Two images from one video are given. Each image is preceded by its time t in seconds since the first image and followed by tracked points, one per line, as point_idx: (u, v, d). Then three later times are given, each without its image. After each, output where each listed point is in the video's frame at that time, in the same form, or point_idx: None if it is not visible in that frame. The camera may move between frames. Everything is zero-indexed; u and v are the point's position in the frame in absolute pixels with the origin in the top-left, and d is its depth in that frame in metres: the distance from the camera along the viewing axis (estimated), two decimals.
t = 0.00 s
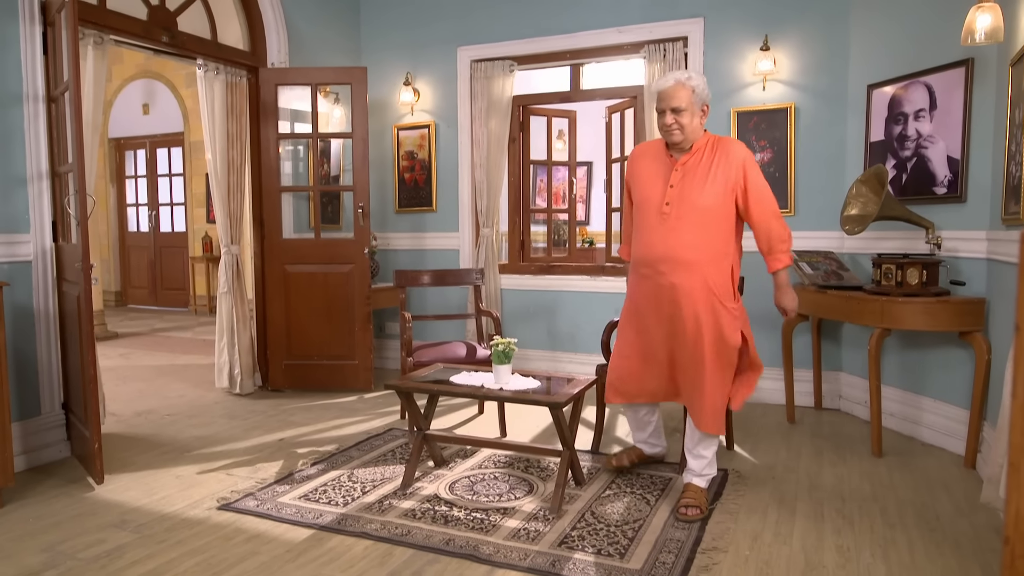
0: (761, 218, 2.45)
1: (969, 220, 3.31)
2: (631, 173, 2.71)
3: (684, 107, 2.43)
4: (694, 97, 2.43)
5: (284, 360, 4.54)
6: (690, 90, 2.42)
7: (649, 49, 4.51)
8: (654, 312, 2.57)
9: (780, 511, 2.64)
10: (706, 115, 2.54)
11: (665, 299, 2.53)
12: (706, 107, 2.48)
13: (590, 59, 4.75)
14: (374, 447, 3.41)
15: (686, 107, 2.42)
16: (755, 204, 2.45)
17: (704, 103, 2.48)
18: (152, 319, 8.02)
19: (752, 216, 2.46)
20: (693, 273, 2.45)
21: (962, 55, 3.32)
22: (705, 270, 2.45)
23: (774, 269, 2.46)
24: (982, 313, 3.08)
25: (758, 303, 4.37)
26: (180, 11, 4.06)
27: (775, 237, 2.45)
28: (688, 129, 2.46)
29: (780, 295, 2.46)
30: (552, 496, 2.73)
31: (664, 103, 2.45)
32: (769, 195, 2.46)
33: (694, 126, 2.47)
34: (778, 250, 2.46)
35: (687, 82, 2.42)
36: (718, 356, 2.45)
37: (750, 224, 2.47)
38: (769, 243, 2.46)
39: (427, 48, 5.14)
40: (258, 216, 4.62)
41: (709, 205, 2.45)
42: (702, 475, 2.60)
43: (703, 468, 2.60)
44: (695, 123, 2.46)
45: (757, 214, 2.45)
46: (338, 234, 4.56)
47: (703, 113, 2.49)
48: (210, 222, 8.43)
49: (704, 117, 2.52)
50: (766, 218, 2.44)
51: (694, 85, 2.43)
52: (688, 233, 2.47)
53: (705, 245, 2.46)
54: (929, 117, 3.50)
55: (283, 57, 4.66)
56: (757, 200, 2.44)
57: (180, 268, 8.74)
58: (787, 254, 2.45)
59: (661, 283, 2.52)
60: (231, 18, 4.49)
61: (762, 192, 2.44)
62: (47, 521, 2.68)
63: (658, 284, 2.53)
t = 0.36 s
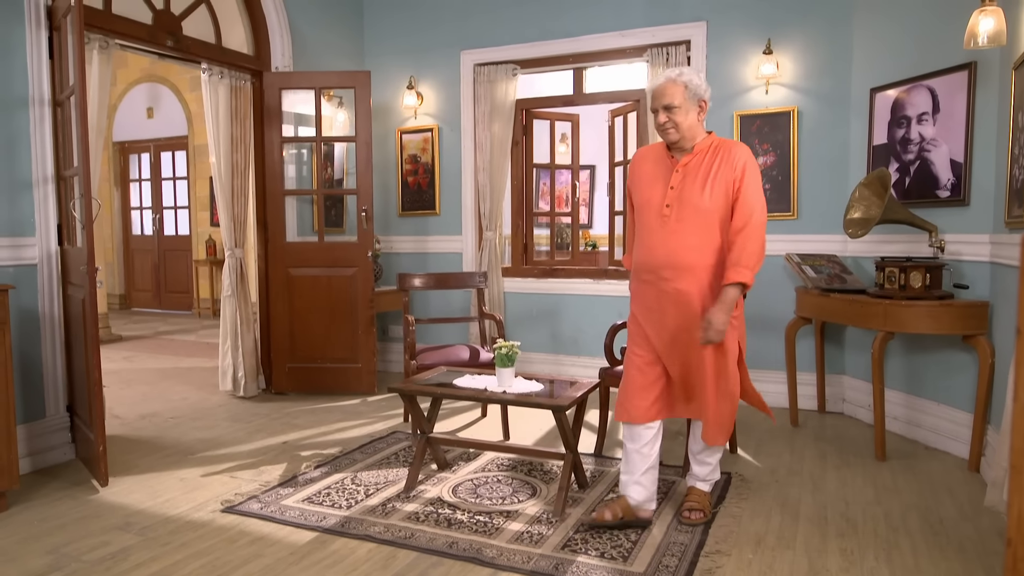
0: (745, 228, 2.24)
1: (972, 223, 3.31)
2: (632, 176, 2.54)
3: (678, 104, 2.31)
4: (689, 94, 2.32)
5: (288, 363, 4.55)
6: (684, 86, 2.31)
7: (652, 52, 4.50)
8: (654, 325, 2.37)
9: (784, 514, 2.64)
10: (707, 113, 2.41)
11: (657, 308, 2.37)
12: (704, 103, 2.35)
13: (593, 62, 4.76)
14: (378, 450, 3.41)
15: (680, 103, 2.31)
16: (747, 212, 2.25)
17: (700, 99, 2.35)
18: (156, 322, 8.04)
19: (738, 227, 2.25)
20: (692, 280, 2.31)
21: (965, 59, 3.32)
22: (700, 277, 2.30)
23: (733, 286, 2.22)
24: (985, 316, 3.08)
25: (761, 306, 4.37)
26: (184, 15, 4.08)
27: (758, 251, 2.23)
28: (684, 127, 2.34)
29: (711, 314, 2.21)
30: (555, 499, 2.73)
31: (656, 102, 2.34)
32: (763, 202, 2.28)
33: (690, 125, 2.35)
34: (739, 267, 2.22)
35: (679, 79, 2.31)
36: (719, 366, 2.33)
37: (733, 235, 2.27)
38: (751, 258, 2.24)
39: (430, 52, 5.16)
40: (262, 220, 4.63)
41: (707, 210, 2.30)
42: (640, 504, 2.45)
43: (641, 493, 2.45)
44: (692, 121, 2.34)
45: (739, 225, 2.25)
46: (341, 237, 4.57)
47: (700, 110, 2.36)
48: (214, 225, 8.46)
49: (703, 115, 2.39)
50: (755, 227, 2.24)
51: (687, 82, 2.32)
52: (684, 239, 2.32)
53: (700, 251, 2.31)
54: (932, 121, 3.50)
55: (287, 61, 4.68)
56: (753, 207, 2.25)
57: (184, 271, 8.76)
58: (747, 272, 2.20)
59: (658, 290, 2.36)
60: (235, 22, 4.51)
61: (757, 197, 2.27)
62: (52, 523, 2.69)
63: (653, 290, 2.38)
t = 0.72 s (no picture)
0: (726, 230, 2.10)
1: (983, 227, 3.30)
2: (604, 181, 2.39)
3: (637, 102, 2.14)
4: (648, 91, 2.13)
5: (299, 366, 4.58)
6: (643, 83, 2.13)
7: (660, 58, 4.53)
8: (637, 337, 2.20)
9: (794, 519, 2.63)
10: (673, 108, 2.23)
11: (640, 317, 2.19)
12: (666, 99, 2.17)
13: (602, 67, 4.77)
14: (388, 453, 3.43)
15: (639, 100, 2.14)
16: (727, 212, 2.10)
17: (662, 95, 2.16)
18: (168, 326, 8.10)
19: (718, 228, 2.11)
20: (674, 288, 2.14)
21: (975, 63, 3.31)
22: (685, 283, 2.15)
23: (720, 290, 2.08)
24: (997, 321, 3.06)
25: (771, 310, 4.37)
26: (198, 22, 4.13)
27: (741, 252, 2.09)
28: (645, 126, 2.17)
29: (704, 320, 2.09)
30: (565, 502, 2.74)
31: (614, 99, 2.17)
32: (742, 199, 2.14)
33: (651, 123, 2.17)
34: (723, 270, 2.08)
35: (637, 75, 2.12)
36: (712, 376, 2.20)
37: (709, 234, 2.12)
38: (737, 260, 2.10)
39: (440, 58, 5.19)
40: (273, 224, 4.67)
41: (683, 211, 2.14)
42: (640, 527, 2.33)
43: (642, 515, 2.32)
44: (652, 120, 2.17)
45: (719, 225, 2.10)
46: (351, 241, 4.60)
47: (662, 106, 2.18)
48: (225, 230, 8.51)
49: (668, 110, 2.21)
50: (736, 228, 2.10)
51: (647, 77, 2.13)
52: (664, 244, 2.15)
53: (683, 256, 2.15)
54: (942, 125, 3.49)
55: (298, 67, 4.72)
56: (729, 203, 2.10)
57: (196, 275, 8.82)
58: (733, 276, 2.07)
59: (640, 299, 2.18)
60: (247, 28, 4.56)
61: (735, 194, 2.12)
62: (67, 524, 2.72)
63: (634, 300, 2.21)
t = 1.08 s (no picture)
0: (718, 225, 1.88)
1: (1010, 231, 3.26)
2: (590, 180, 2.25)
3: (616, 98, 1.99)
4: (626, 86, 1.98)
5: (323, 368, 4.64)
6: (620, 78, 1.98)
7: (683, 61, 4.52)
8: (613, 342, 2.02)
9: (817, 522, 2.63)
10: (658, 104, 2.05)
11: (616, 322, 2.00)
12: (648, 93, 2.00)
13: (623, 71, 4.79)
14: (411, 454, 3.48)
15: (617, 97, 1.99)
16: (717, 206, 1.89)
17: (644, 90, 2.00)
18: (194, 327, 8.24)
19: (709, 224, 1.90)
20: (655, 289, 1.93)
21: (1001, 65, 3.27)
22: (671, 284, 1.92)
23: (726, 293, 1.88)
24: None
25: (794, 313, 4.35)
26: (226, 29, 4.22)
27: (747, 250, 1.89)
28: (625, 123, 2.01)
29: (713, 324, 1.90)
30: (586, 504, 2.76)
31: (595, 95, 2.04)
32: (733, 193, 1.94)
33: (632, 120, 2.01)
34: (732, 272, 1.88)
35: (617, 69, 1.98)
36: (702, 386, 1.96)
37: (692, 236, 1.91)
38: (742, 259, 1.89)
39: (462, 62, 5.24)
40: (298, 228, 4.75)
41: (661, 210, 1.94)
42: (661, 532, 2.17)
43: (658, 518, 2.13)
44: (632, 117, 2.01)
45: (710, 221, 1.89)
46: (375, 244, 4.66)
47: (645, 102, 2.01)
48: (250, 233, 8.64)
49: (651, 106, 2.04)
50: (730, 222, 1.88)
51: (625, 71, 1.98)
52: (644, 243, 1.95)
53: (667, 255, 1.92)
54: (968, 127, 3.46)
55: (323, 72, 4.79)
56: (714, 203, 1.89)
57: (221, 278, 8.96)
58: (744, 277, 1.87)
59: (613, 302, 2.01)
60: (273, 35, 4.64)
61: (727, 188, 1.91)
62: (101, 520, 2.79)
63: (610, 305, 2.02)
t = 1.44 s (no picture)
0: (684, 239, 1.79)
1: None
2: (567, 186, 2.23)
3: (585, 98, 1.92)
4: (596, 86, 1.90)
5: (351, 368, 4.73)
6: (590, 78, 1.90)
7: (707, 64, 4.53)
8: (576, 355, 1.99)
9: (843, 524, 2.63)
10: (632, 106, 1.96)
11: (576, 333, 1.97)
12: (619, 95, 1.92)
13: (647, 75, 4.82)
14: (438, 453, 3.54)
15: (587, 97, 1.92)
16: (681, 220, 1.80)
17: (615, 91, 1.91)
18: (223, 328, 8.40)
19: (675, 237, 1.81)
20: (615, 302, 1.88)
21: None
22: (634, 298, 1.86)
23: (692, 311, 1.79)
24: None
25: (819, 316, 4.33)
26: (257, 37, 4.32)
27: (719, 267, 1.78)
28: (594, 125, 1.94)
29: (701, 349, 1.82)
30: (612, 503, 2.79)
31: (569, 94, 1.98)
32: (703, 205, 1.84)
33: (601, 122, 1.94)
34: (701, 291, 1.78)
35: (587, 68, 1.90)
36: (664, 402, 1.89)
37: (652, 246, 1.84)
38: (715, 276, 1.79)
39: (487, 67, 5.30)
40: (327, 231, 4.84)
41: (618, 218, 1.89)
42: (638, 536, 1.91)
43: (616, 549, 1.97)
44: (600, 118, 1.93)
45: (675, 234, 1.81)
46: (401, 246, 4.73)
47: (617, 104, 1.93)
48: (277, 235, 8.79)
49: (625, 108, 1.95)
50: (694, 236, 1.78)
51: (596, 71, 1.90)
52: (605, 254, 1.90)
53: (625, 269, 1.87)
54: (996, 129, 3.43)
55: (351, 78, 4.87)
56: (671, 211, 1.81)
57: (249, 279, 9.12)
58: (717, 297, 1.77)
59: (573, 314, 1.98)
60: (302, 42, 4.74)
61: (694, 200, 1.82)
62: (140, 513, 2.89)
63: (571, 314, 1.99)
